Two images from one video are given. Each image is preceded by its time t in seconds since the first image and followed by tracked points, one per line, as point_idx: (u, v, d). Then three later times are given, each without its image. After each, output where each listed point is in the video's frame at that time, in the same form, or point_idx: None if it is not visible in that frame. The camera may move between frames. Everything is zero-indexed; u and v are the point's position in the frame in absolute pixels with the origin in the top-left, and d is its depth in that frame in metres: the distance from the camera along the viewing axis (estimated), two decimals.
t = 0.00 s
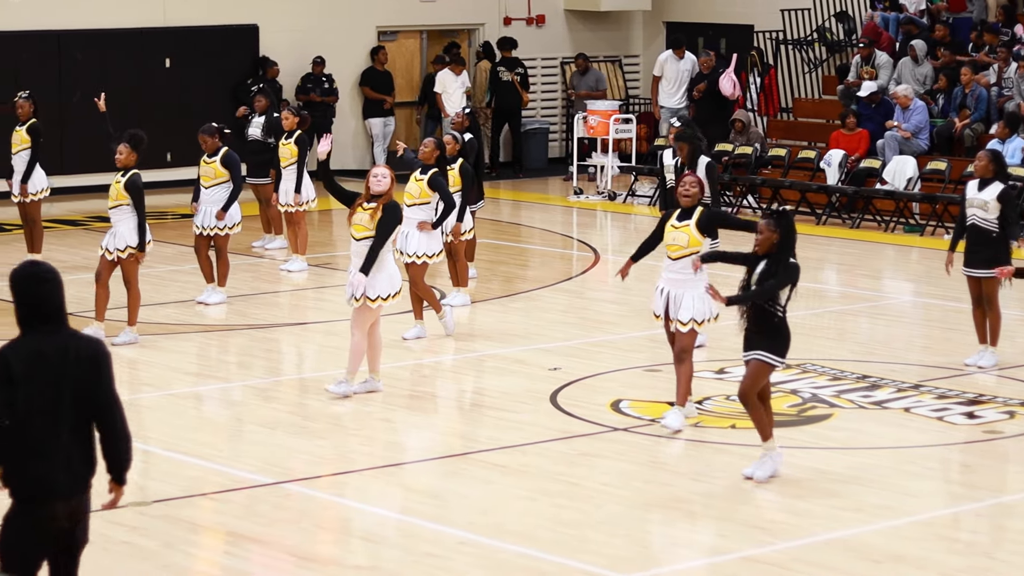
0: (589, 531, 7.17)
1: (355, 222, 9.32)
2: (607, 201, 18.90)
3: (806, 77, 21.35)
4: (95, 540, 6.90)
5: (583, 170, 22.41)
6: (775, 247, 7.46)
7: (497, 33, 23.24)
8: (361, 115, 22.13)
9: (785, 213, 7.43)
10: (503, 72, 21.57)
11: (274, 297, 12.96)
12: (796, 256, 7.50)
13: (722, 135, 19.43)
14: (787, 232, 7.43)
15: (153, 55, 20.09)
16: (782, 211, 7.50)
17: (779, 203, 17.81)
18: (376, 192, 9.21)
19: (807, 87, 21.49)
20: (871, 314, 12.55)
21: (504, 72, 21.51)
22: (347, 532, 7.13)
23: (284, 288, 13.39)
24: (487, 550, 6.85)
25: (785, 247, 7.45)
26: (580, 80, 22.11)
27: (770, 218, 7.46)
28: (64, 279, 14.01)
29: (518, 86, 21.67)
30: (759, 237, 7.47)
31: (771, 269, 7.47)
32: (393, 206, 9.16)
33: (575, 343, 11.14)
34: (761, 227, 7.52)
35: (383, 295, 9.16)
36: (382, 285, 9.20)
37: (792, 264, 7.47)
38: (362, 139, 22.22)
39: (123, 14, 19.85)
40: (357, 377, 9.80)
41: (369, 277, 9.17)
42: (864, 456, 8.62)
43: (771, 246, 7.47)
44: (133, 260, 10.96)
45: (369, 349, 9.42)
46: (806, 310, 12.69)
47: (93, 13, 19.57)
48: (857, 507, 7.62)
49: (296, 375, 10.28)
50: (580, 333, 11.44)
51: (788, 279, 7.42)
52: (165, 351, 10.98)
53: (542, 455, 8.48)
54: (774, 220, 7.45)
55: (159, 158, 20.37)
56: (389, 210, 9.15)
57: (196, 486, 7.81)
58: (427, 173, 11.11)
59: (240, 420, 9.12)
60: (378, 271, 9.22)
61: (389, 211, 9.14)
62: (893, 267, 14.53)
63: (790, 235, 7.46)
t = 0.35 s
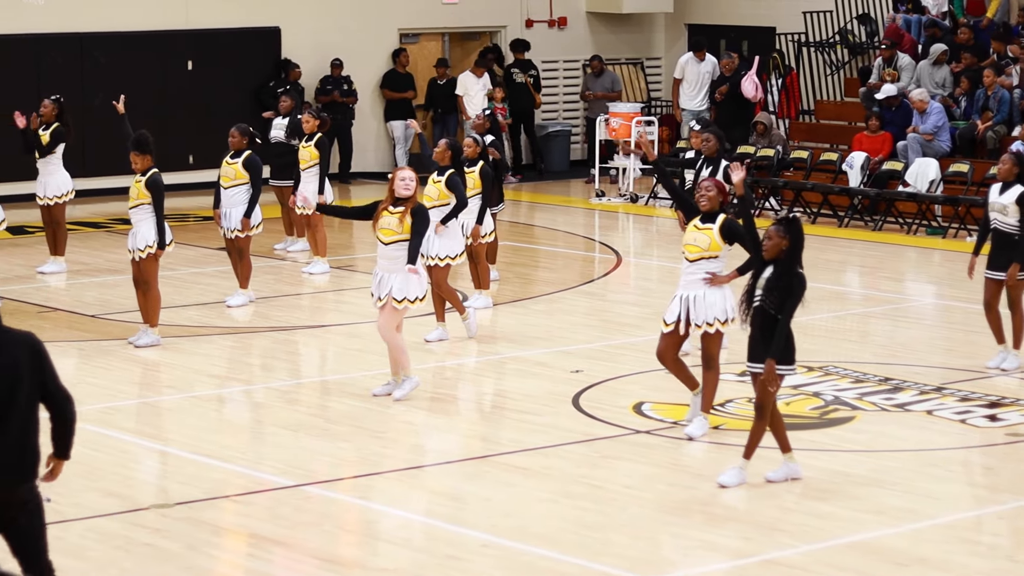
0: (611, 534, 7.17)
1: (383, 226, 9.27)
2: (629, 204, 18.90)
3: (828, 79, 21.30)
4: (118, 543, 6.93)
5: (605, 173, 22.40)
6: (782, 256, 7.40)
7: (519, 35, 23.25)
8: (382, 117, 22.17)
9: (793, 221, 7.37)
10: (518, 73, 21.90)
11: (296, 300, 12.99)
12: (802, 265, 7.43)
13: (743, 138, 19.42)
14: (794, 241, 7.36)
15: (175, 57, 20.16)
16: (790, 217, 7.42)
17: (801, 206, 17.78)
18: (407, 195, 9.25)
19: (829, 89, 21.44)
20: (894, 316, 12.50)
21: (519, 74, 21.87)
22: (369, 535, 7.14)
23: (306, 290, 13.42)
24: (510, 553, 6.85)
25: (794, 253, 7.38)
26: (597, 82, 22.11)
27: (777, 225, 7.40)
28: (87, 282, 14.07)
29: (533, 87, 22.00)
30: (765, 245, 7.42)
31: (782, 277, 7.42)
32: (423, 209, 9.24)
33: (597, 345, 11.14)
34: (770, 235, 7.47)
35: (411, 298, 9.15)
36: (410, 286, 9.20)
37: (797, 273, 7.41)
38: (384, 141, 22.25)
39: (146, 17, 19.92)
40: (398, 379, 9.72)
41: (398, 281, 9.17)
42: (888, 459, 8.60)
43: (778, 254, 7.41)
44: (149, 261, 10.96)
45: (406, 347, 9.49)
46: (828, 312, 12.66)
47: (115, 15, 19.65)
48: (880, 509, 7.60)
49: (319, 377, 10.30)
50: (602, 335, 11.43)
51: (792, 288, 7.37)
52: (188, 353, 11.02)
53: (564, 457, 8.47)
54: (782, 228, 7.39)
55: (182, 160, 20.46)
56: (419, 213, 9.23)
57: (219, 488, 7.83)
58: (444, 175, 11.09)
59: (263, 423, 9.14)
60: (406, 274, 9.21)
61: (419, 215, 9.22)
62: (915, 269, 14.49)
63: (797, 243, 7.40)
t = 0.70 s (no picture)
0: (624, 537, 7.16)
1: (403, 232, 9.23)
2: (642, 207, 18.90)
3: (841, 83, 21.29)
4: (130, 546, 6.94)
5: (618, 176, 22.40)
6: (796, 259, 7.39)
7: (533, 38, 23.26)
8: (395, 121, 22.20)
9: (809, 225, 7.37)
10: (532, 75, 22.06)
11: (309, 303, 13.01)
12: (815, 271, 7.44)
13: (757, 141, 19.42)
14: (810, 244, 7.36)
15: (189, 61, 20.23)
16: (804, 222, 7.43)
17: (815, 209, 17.77)
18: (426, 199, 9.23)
19: (843, 92, 21.42)
20: (907, 319, 12.49)
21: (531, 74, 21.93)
22: (382, 538, 7.14)
23: (320, 294, 13.44)
24: (522, 557, 6.85)
25: (806, 260, 7.40)
26: (605, 85, 22.12)
27: (793, 229, 7.40)
28: (100, 285, 14.11)
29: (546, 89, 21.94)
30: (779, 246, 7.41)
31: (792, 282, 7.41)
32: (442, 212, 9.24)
33: (610, 349, 11.13)
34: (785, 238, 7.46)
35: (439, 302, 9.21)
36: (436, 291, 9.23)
37: (809, 278, 7.41)
38: (397, 144, 22.27)
39: (159, 21, 19.97)
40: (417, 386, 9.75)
41: (424, 286, 9.20)
42: (901, 463, 8.58)
43: (792, 257, 7.40)
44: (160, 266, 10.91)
45: (439, 352, 9.57)
46: (841, 316, 12.64)
47: (129, 19, 19.71)
48: (894, 513, 7.58)
49: (331, 381, 10.30)
50: (615, 339, 11.42)
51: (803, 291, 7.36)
52: (202, 356, 11.04)
53: (577, 461, 8.47)
54: (797, 231, 7.39)
55: (195, 164, 20.49)
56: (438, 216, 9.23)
57: (232, 492, 7.84)
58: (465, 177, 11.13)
59: (276, 426, 9.15)
60: (430, 277, 9.23)
61: (440, 218, 9.22)
62: (929, 273, 14.47)
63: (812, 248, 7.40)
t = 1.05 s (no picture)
0: (638, 541, 7.15)
1: (413, 239, 9.24)
2: (656, 210, 18.88)
3: (855, 85, 21.27)
4: (144, 548, 6.95)
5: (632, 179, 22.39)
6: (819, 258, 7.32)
7: (547, 41, 23.26)
8: (409, 124, 22.22)
9: (826, 224, 7.28)
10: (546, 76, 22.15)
11: (322, 306, 13.01)
12: (840, 265, 7.36)
13: (771, 145, 19.41)
14: (830, 242, 7.28)
15: (203, 64, 20.26)
16: (822, 220, 7.34)
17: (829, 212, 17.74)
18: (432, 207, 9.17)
19: (857, 95, 21.40)
20: (922, 323, 12.46)
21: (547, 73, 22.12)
22: (395, 540, 7.15)
23: (334, 297, 13.46)
24: (536, 560, 6.85)
25: (829, 254, 7.31)
26: (618, 88, 22.10)
27: (811, 229, 7.31)
28: (115, 288, 14.14)
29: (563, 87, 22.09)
30: (800, 249, 7.32)
31: (819, 279, 7.35)
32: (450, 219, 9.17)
33: (624, 352, 11.13)
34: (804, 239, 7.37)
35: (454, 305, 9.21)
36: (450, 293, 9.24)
37: (836, 274, 7.34)
38: (410, 147, 22.29)
39: (173, 24, 19.99)
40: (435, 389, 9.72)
41: (439, 289, 9.21)
42: (916, 466, 8.56)
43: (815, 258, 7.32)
44: (181, 269, 10.93)
45: (455, 356, 9.54)
46: (855, 319, 12.63)
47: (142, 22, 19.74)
48: (908, 517, 7.56)
49: (345, 383, 10.31)
50: (629, 342, 11.42)
51: (834, 288, 7.32)
52: (216, 359, 11.05)
53: (591, 464, 8.47)
54: (815, 232, 7.30)
55: (209, 167, 20.52)
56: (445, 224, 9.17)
57: (246, 494, 7.84)
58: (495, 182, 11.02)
59: (290, 429, 9.16)
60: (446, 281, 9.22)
61: (449, 224, 9.16)
62: (943, 276, 14.45)
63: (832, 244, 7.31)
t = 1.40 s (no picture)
0: (638, 544, 7.16)
1: (405, 241, 9.32)
2: (658, 214, 18.87)
3: (857, 88, 21.28)
4: (145, 551, 6.95)
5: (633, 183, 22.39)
6: (825, 263, 7.31)
7: (548, 45, 23.27)
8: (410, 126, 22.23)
9: (830, 228, 7.29)
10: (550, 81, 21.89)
11: (323, 309, 13.02)
12: (847, 269, 7.35)
13: (773, 148, 19.42)
14: (835, 246, 7.28)
15: (205, 67, 20.25)
16: (828, 224, 7.35)
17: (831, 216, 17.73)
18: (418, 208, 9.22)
19: (859, 98, 21.42)
20: (922, 326, 12.46)
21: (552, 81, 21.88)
22: (395, 543, 7.15)
23: (336, 300, 13.46)
24: (536, 562, 6.85)
25: (836, 259, 7.30)
26: (618, 91, 22.11)
27: (817, 234, 7.32)
28: (116, 291, 14.14)
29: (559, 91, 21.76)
30: (806, 255, 7.33)
31: (825, 284, 7.33)
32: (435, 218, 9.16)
33: (625, 354, 11.13)
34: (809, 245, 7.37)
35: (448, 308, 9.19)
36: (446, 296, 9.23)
37: (843, 279, 7.33)
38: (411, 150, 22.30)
39: (174, 27, 20.00)
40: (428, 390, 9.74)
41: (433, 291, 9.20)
42: (917, 469, 8.56)
43: (821, 263, 7.32)
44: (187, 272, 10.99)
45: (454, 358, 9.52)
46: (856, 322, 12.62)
47: (143, 25, 19.74)
48: (909, 520, 7.57)
49: (346, 387, 10.31)
50: (630, 345, 11.42)
51: (841, 293, 7.31)
52: (217, 362, 11.06)
53: (591, 467, 8.47)
54: (821, 236, 7.31)
55: (210, 169, 20.52)
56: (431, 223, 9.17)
57: (247, 497, 7.85)
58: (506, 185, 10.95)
59: (291, 432, 9.17)
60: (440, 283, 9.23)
61: (434, 224, 9.15)
62: (944, 279, 14.44)
63: (838, 248, 7.31)
